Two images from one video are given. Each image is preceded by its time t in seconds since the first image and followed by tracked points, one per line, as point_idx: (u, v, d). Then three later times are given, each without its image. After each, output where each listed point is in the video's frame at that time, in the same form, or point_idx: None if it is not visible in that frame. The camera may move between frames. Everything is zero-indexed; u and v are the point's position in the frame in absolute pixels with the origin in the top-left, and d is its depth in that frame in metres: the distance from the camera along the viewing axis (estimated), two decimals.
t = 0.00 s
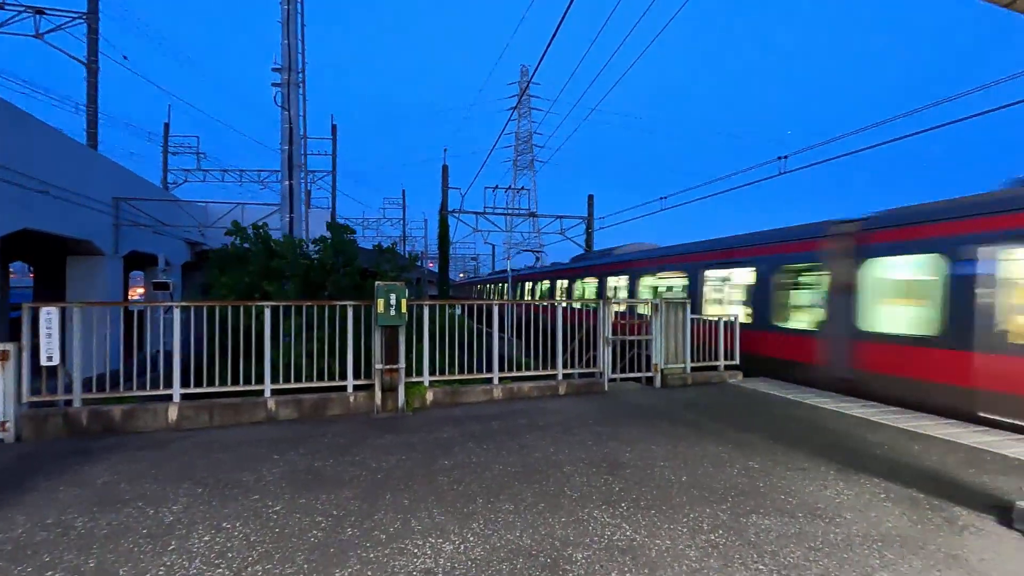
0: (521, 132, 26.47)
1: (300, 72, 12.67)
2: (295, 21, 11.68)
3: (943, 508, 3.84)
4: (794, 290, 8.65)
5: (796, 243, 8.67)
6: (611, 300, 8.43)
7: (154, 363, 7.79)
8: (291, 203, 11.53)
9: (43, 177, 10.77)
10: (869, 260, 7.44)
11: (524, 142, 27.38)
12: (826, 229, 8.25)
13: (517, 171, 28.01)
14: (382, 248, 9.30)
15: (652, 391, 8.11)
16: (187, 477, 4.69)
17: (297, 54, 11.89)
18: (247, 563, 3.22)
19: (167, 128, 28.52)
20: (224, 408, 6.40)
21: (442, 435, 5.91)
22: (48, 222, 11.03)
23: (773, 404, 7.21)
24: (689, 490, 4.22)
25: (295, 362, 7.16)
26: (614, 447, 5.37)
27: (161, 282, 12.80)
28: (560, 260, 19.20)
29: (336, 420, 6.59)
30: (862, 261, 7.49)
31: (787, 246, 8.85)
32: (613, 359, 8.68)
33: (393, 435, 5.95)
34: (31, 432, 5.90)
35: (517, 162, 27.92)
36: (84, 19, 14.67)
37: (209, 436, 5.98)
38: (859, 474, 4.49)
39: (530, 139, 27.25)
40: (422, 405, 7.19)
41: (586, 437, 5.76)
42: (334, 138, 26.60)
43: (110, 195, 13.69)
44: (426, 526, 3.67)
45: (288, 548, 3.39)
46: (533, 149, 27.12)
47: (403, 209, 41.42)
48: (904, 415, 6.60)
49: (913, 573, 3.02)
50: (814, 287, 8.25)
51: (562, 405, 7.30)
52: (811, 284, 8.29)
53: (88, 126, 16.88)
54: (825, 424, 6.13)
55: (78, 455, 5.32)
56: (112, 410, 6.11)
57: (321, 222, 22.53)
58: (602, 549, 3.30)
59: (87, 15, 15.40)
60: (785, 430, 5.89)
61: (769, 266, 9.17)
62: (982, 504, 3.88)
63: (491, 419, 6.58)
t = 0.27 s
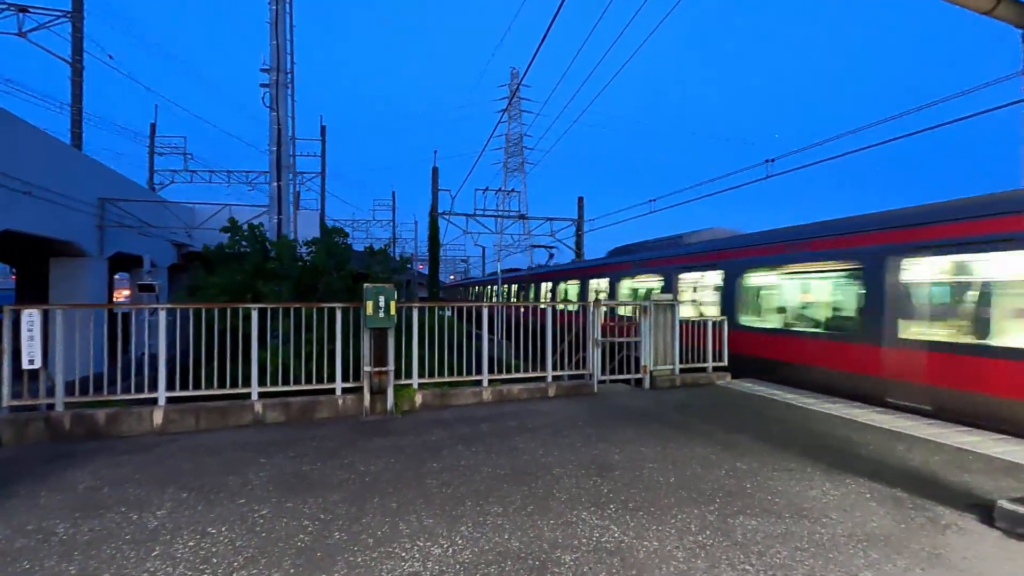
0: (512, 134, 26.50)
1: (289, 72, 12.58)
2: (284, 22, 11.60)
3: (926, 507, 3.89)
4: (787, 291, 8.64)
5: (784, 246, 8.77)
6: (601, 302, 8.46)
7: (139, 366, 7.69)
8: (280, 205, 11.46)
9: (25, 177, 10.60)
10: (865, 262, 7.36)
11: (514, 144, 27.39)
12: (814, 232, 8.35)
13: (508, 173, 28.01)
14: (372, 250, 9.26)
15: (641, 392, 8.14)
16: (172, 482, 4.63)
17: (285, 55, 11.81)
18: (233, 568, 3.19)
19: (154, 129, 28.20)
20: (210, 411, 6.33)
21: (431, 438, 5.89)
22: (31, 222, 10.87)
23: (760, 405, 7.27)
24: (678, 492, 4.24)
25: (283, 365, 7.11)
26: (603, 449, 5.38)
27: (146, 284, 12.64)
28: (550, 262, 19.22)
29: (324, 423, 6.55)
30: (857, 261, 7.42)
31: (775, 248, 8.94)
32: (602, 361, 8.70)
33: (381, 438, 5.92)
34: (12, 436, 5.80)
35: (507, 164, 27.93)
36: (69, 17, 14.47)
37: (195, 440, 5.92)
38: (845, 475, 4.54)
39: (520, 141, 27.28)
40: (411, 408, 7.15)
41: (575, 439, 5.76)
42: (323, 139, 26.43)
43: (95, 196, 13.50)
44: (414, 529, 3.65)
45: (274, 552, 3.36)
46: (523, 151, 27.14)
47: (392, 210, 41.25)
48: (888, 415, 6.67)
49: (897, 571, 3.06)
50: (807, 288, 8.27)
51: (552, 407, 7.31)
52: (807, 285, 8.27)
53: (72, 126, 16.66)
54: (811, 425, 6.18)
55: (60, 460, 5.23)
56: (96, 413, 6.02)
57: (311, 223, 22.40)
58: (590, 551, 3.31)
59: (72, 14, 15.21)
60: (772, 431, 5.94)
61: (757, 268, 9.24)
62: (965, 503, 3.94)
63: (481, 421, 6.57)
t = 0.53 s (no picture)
0: (495, 135, 26.50)
1: (269, 70, 12.42)
2: (264, 19, 11.45)
3: (898, 504, 3.98)
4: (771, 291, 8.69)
5: (764, 248, 8.91)
6: (581, 303, 8.53)
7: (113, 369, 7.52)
8: (259, 204, 11.31)
9: None
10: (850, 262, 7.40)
11: (498, 145, 27.38)
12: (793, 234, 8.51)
13: (491, 173, 28.00)
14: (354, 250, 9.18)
15: (623, 393, 8.19)
16: (145, 487, 4.54)
17: (265, 53, 11.66)
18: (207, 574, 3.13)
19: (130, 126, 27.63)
20: (186, 415, 6.22)
21: (412, 439, 5.86)
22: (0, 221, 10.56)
23: (739, 404, 7.37)
24: (657, 491, 4.28)
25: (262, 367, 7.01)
26: (584, 449, 5.41)
27: (121, 284, 12.36)
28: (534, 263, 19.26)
29: (303, 425, 6.47)
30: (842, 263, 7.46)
31: (756, 250, 9.07)
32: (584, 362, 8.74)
33: (361, 440, 5.87)
34: None
35: (490, 165, 27.91)
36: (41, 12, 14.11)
37: (170, 444, 5.81)
38: (820, 473, 4.61)
39: (504, 142, 27.29)
40: (393, 409, 7.12)
41: (556, 440, 5.77)
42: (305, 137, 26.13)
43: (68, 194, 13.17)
44: (393, 532, 3.63)
45: (249, 558, 3.31)
46: (507, 152, 27.14)
47: (375, 211, 40.96)
48: (863, 414, 6.80)
49: (869, 567, 3.12)
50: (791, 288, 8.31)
51: (534, 407, 7.32)
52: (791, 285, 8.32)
53: (44, 123, 16.23)
54: (789, 424, 6.27)
55: (28, 466, 5.09)
56: (66, 417, 5.87)
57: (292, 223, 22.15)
58: (570, 551, 3.31)
59: (44, 7, 14.83)
60: (750, 430, 6.01)
61: (737, 269, 9.34)
62: (935, 499, 4.03)
63: (462, 422, 6.56)
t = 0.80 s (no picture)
0: (479, 134, 26.48)
1: (248, 66, 12.24)
2: (242, 13, 11.26)
3: (869, 499, 4.06)
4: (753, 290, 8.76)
5: (743, 246, 8.97)
6: (564, 302, 8.54)
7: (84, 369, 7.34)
8: (237, 202, 11.13)
9: None
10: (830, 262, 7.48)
11: (482, 144, 27.31)
12: (770, 233, 8.59)
13: (474, 172, 27.93)
14: (335, 248, 9.09)
15: (604, 391, 8.24)
16: (117, 490, 4.44)
17: (243, 47, 11.47)
18: None
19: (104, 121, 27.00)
20: (160, 416, 6.09)
21: (392, 440, 5.82)
22: None
23: (718, 402, 7.46)
24: (636, 489, 4.31)
25: (239, 367, 6.91)
26: (565, 447, 5.43)
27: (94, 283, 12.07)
28: (516, 262, 19.27)
29: (281, 426, 6.39)
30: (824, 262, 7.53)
31: (734, 249, 9.13)
32: (566, 361, 8.77)
33: (341, 440, 5.82)
34: None
35: (474, 164, 27.83)
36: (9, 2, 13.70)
37: (143, 446, 5.69)
38: (795, 469, 4.69)
39: (487, 141, 27.25)
40: (373, 410, 7.06)
41: (537, 439, 5.78)
42: (285, 134, 25.76)
43: (38, 190, 12.82)
44: (371, 533, 3.60)
45: (224, 561, 3.26)
46: (490, 150, 27.08)
47: (357, 209, 40.61)
48: (837, 410, 6.93)
49: (841, 561, 3.18)
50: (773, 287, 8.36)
51: (515, 406, 7.33)
52: (770, 284, 8.40)
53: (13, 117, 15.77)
54: (766, 421, 6.36)
55: None
56: (35, 419, 5.72)
57: (271, 222, 21.85)
58: (548, 550, 3.32)
59: None
60: (728, 428, 6.09)
61: (719, 268, 9.43)
62: (905, 494, 4.13)
63: (443, 422, 6.54)
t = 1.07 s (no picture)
0: (463, 133, 26.40)
1: (228, 63, 12.05)
2: (222, 9, 11.09)
3: (844, 496, 4.13)
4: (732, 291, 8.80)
5: (724, 248, 9.04)
6: (547, 302, 8.55)
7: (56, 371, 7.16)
8: (216, 200, 10.96)
9: None
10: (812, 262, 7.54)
11: (466, 144, 27.22)
12: (751, 234, 8.67)
13: (459, 172, 27.84)
14: (316, 248, 8.99)
15: (586, 391, 8.27)
16: (89, 495, 4.33)
17: (223, 44, 11.29)
18: None
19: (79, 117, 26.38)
20: (135, 419, 5.97)
21: (373, 441, 5.77)
22: None
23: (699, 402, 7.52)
24: (616, 489, 4.33)
25: (217, 369, 6.79)
26: (547, 448, 5.43)
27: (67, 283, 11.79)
28: (501, 263, 19.25)
29: (260, 429, 6.30)
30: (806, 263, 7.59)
31: (716, 250, 9.20)
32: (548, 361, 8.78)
33: (321, 442, 5.75)
34: None
35: (459, 163, 27.74)
36: None
37: (117, 449, 5.57)
38: (773, 468, 4.75)
39: (472, 140, 27.18)
40: (354, 411, 7.00)
41: (519, 439, 5.78)
42: (266, 132, 25.40)
43: (9, 188, 12.49)
44: (350, 536, 3.57)
45: (198, 566, 3.20)
46: (475, 150, 27.01)
47: (341, 208, 40.25)
48: (815, 409, 7.03)
49: (816, 558, 3.22)
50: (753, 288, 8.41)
51: (498, 407, 7.32)
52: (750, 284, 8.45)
53: None
54: (746, 420, 6.44)
55: None
56: (3, 423, 5.56)
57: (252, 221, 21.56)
58: (528, 551, 3.32)
59: None
60: (708, 427, 6.15)
61: (703, 269, 9.48)
62: (879, 491, 4.20)
63: (425, 423, 6.50)
